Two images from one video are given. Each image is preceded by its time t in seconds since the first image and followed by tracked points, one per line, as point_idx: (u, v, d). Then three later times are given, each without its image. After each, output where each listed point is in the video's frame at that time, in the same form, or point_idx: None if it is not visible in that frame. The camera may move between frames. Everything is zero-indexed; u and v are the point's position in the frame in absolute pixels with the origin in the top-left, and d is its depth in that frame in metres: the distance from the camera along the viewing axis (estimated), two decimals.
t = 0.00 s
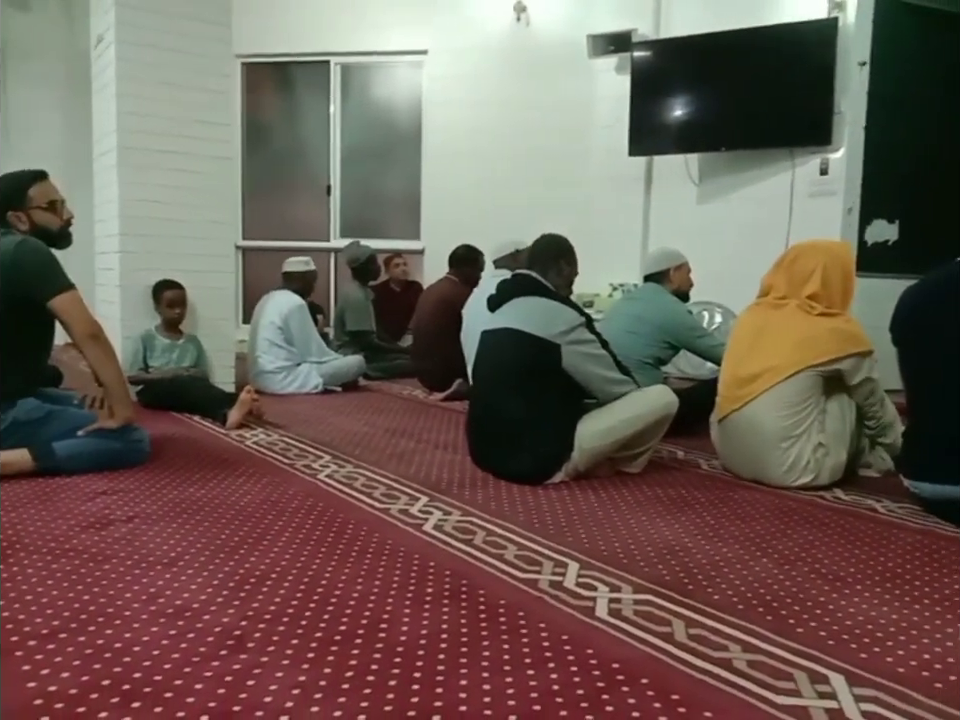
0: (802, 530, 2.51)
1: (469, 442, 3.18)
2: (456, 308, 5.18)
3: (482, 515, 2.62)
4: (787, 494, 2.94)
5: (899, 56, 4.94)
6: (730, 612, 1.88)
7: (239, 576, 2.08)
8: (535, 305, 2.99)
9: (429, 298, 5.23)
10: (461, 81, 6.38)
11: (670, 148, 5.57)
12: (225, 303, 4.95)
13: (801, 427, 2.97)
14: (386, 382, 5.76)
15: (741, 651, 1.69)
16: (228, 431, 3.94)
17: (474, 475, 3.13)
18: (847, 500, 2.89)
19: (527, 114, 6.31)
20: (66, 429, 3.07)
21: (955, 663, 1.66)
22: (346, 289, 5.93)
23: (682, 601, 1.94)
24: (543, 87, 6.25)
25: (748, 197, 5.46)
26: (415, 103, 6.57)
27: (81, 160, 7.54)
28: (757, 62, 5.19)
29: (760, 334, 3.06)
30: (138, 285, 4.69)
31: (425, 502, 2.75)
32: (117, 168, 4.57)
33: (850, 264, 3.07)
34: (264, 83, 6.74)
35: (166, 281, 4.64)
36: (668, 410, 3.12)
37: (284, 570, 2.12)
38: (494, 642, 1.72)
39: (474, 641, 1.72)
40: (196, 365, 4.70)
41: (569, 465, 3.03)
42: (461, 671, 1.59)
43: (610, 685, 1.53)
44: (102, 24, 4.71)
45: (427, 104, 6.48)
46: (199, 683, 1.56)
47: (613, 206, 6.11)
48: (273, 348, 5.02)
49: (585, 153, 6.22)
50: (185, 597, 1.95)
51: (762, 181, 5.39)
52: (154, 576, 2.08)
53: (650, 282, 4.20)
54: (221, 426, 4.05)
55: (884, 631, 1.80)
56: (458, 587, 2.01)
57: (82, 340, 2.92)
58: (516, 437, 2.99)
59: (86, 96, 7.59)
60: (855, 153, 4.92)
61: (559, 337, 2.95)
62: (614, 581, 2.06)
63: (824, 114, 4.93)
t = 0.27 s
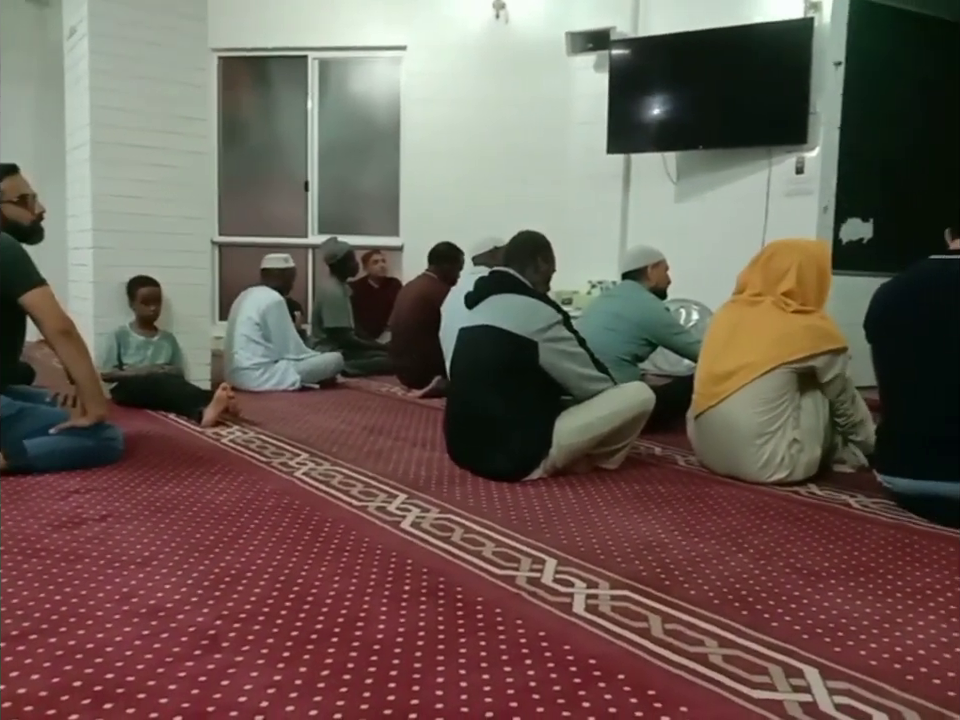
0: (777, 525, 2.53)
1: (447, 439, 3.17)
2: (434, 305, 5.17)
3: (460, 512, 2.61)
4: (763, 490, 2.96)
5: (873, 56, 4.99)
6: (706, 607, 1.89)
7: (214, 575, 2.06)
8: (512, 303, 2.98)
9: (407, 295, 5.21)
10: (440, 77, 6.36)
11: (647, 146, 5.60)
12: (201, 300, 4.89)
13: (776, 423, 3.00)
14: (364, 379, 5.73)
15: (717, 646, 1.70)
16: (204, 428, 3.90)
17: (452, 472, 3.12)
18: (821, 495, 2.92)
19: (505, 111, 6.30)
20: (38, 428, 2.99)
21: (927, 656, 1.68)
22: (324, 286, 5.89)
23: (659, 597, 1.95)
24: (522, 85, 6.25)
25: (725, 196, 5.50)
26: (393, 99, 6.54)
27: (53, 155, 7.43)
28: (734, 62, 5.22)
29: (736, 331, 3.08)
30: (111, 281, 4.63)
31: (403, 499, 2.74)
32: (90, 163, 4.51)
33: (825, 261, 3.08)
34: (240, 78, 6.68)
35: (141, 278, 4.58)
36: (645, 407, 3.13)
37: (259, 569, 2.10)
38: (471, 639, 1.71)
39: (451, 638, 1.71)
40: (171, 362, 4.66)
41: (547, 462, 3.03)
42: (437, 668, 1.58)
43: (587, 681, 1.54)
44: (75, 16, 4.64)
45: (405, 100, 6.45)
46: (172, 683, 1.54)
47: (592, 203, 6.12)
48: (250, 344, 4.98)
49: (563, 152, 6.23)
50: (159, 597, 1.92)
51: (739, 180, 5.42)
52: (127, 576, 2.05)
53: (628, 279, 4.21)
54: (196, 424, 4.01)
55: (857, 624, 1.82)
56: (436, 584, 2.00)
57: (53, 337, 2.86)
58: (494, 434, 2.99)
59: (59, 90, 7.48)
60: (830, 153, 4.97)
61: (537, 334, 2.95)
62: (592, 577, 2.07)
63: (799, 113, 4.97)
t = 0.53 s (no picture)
0: (765, 523, 2.54)
1: (436, 438, 3.17)
2: (424, 304, 5.16)
3: (449, 511, 2.61)
4: (751, 487, 2.97)
5: (860, 55, 5.01)
6: (694, 605, 1.90)
7: (202, 576, 2.05)
8: (500, 302, 2.99)
9: (397, 294, 5.20)
10: (429, 76, 6.36)
11: (636, 145, 5.61)
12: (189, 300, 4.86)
13: (764, 420, 3.01)
14: (354, 379, 5.72)
15: (705, 643, 1.70)
16: (192, 429, 3.89)
17: (441, 472, 3.12)
18: (809, 493, 2.93)
19: (494, 110, 6.30)
20: (25, 429, 3.02)
21: (914, 652, 1.69)
22: (313, 285, 5.88)
23: (647, 595, 1.95)
24: (511, 84, 6.25)
25: (713, 194, 5.51)
26: (383, 98, 6.53)
27: (40, 154, 7.39)
28: (723, 60, 5.23)
29: (722, 329, 3.10)
30: (99, 281, 4.61)
31: (392, 499, 2.73)
32: (78, 162, 4.49)
33: (806, 256, 3.11)
34: (228, 77, 6.66)
35: (128, 279, 4.55)
36: (634, 406, 3.14)
37: (247, 569, 2.09)
38: (459, 638, 1.71)
39: (439, 638, 1.71)
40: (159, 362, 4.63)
41: (536, 461, 3.04)
42: (426, 668, 1.58)
43: (575, 680, 1.54)
44: (60, 14, 4.61)
45: (394, 99, 6.44)
46: (159, 685, 1.53)
47: (581, 202, 6.13)
48: (238, 344, 4.97)
49: (552, 151, 6.23)
50: (146, 598, 1.91)
51: (728, 178, 5.44)
52: (114, 577, 2.04)
53: (617, 278, 4.22)
54: (185, 424, 3.99)
55: (844, 621, 1.83)
56: (424, 584, 2.00)
57: (39, 337, 2.83)
58: (483, 433, 2.99)
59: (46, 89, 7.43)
60: (817, 151, 4.99)
61: (525, 334, 2.95)
62: (581, 576, 2.07)
63: (787, 112, 4.99)
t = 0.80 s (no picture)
0: (750, 521, 2.55)
1: (422, 439, 3.16)
2: (410, 305, 5.15)
3: (435, 512, 2.61)
4: (737, 486, 2.98)
5: (843, 55, 5.04)
6: (679, 604, 1.90)
7: (186, 579, 2.04)
8: (485, 303, 2.99)
9: (383, 294, 5.20)
10: (415, 77, 6.35)
11: (622, 145, 5.63)
12: (173, 301, 4.84)
13: (749, 419, 3.02)
14: (340, 380, 5.71)
15: (690, 643, 1.70)
16: (176, 431, 3.86)
17: (427, 473, 3.11)
18: (794, 491, 2.95)
19: (480, 111, 6.30)
20: (6, 432, 2.98)
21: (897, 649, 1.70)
22: (299, 286, 5.86)
23: (633, 595, 1.96)
24: (497, 84, 6.25)
25: (699, 194, 5.53)
26: (369, 98, 6.52)
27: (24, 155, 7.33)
28: (708, 60, 5.26)
29: (705, 330, 3.12)
30: (83, 283, 4.58)
31: (378, 501, 2.72)
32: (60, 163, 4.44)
33: (785, 253, 3.12)
34: (213, 77, 6.62)
35: (112, 279, 4.53)
36: (620, 406, 3.14)
37: (232, 572, 2.08)
38: (445, 639, 1.71)
39: (425, 640, 1.70)
40: (143, 364, 4.62)
41: (523, 461, 3.04)
42: (411, 670, 1.58)
43: (561, 680, 1.54)
44: (43, 14, 4.57)
45: (380, 99, 6.43)
46: (142, 689, 1.52)
47: (568, 202, 6.14)
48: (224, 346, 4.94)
49: (539, 151, 6.24)
50: (130, 602, 1.90)
51: (713, 178, 5.46)
52: (98, 581, 2.02)
53: (603, 278, 4.22)
54: (169, 426, 3.96)
55: (829, 619, 1.84)
56: (410, 585, 2.00)
57: (21, 340, 2.80)
58: (470, 434, 2.99)
59: (29, 89, 7.38)
60: (802, 151, 5.02)
61: (510, 334, 2.95)
62: (567, 576, 2.07)
63: (771, 111, 5.02)
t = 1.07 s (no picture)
0: (732, 521, 2.57)
1: (405, 441, 3.16)
2: (394, 306, 5.14)
3: (419, 514, 2.61)
4: (719, 486, 3.00)
5: (825, 58, 5.07)
6: (662, 604, 1.91)
7: (167, 583, 2.02)
8: (468, 304, 2.99)
9: (367, 295, 5.19)
10: (399, 77, 6.34)
11: (606, 146, 5.65)
12: (156, 302, 4.82)
13: (729, 420, 3.04)
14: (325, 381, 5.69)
15: (672, 642, 1.71)
16: (159, 433, 3.84)
17: (412, 474, 3.11)
18: (776, 491, 2.97)
19: (465, 111, 6.30)
20: None
21: (877, 647, 1.71)
22: (282, 287, 5.83)
23: (616, 595, 1.96)
24: (482, 85, 6.25)
25: (683, 195, 5.56)
26: (353, 99, 6.50)
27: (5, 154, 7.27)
28: (691, 62, 5.28)
29: (682, 331, 3.14)
30: (64, 284, 4.54)
31: (362, 503, 2.72)
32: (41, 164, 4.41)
33: (760, 252, 3.14)
34: (197, 76, 6.58)
35: (95, 280, 4.50)
36: (604, 407, 3.15)
37: (213, 575, 2.07)
38: (427, 641, 1.70)
39: (407, 642, 1.70)
40: (125, 366, 4.60)
41: (507, 462, 3.04)
42: (393, 672, 1.58)
43: (543, 682, 1.54)
44: (23, 12, 4.53)
45: (365, 99, 6.41)
46: (121, 694, 1.51)
47: (552, 203, 6.16)
48: (207, 347, 4.91)
49: (523, 152, 6.25)
50: (110, 607, 1.88)
51: (696, 179, 5.49)
52: (77, 585, 2.01)
53: (587, 279, 4.23)
54: (152, 429, 3.94)
55: (809, 618, 1.85)
56: (392, 587, 1.99)
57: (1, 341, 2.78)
58: (453, 435, 2.99)
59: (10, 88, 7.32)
60: (785, 152, 5.05)
61: (493, 336, 2.96)
62: (550, 577, 2.07)
63: (754, 113, 5.05)
